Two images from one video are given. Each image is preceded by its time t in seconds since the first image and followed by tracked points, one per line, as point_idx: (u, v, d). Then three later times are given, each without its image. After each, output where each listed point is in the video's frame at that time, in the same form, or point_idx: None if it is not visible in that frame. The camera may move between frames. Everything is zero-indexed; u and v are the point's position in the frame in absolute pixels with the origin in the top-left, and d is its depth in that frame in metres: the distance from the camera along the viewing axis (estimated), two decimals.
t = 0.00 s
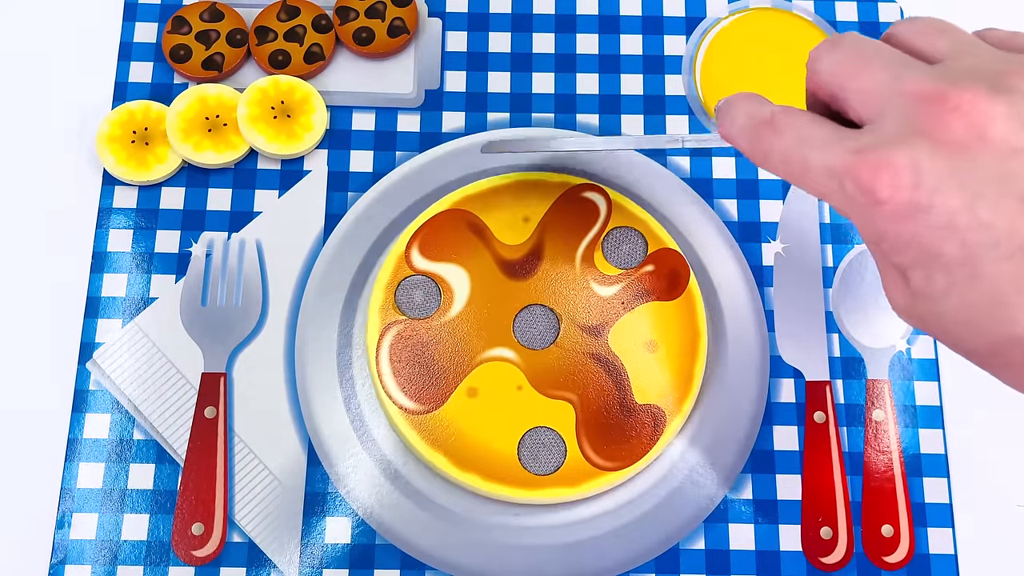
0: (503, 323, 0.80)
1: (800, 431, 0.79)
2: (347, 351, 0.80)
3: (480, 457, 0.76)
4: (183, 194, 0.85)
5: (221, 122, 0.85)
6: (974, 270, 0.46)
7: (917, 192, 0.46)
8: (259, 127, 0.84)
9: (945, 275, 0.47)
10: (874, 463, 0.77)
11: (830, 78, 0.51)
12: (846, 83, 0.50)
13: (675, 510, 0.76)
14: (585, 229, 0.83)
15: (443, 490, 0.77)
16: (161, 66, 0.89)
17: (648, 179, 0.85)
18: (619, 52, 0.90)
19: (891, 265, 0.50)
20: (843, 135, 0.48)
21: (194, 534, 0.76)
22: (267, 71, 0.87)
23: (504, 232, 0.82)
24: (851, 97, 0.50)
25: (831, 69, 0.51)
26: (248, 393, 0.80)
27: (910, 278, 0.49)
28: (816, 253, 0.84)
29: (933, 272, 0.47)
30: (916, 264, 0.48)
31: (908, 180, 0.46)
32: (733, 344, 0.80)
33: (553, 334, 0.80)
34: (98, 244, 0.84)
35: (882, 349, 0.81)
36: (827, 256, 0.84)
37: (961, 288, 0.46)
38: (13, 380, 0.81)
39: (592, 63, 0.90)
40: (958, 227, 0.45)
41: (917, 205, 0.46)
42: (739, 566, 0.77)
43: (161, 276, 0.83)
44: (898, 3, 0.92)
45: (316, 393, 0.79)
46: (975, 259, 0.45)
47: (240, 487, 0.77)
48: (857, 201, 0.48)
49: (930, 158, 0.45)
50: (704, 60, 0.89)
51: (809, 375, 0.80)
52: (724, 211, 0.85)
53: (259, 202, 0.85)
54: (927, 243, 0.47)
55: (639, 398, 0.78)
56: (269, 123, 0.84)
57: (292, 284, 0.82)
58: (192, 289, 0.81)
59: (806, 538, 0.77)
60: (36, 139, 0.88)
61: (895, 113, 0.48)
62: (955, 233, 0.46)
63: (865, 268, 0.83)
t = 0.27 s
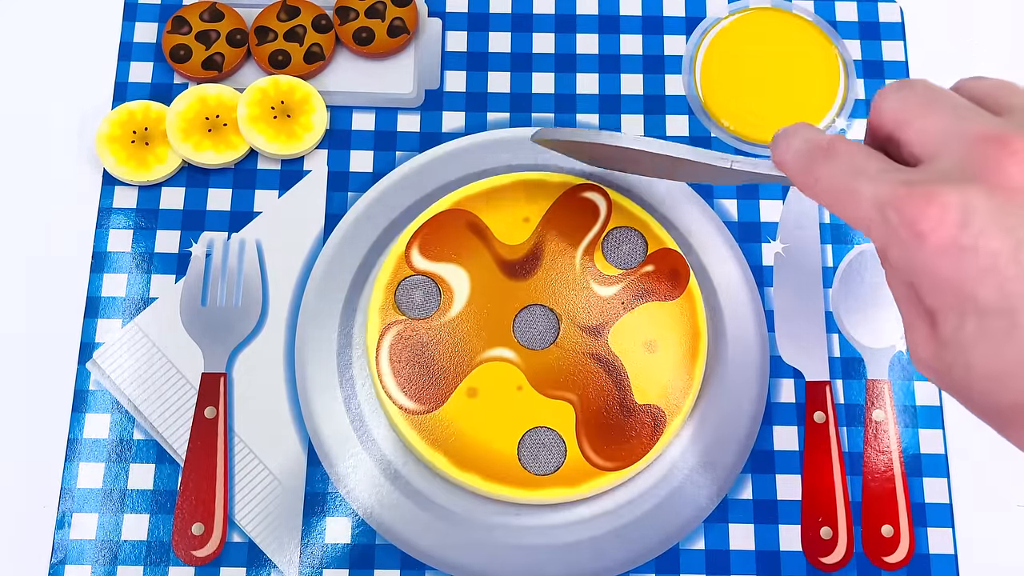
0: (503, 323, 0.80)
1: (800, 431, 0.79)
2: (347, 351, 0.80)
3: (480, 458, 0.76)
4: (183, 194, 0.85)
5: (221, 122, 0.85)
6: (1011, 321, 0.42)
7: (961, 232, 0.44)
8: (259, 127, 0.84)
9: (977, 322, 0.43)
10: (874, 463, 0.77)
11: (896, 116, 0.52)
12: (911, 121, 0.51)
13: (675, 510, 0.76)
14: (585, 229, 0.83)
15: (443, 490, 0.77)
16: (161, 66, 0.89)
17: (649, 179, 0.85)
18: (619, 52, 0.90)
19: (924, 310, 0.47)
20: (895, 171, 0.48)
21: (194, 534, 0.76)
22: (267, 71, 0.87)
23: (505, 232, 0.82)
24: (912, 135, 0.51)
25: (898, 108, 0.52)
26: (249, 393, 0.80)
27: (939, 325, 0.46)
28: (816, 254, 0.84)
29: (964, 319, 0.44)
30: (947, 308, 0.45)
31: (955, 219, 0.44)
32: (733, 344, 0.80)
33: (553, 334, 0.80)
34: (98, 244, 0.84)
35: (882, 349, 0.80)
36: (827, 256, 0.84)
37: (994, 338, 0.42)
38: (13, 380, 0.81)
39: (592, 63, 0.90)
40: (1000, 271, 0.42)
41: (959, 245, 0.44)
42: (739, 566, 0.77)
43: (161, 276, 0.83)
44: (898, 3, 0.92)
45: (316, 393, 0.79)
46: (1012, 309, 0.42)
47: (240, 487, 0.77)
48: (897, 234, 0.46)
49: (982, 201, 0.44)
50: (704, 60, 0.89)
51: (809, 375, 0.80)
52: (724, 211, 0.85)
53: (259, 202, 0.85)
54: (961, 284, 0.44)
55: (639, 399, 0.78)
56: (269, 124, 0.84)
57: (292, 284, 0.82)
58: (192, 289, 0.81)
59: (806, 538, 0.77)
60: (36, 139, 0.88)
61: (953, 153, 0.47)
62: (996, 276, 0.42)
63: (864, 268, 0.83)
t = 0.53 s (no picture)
0: (502, 329, 0.80)
1: (800, 431, 0.79)
2: (347, 351, 0.80)
3: (478, 464, 0.76)
4: (183, 194, 0.85)
5: (221, 122, 0.85)
6: (1011, 356, 0.43)
7: (964, 267, 0.44)
8: (259, 127, 0.84)
9: (977, 356, 0.44)
10: (874, 463, 0.78)
11: (896, 149, 0.51)
12: (912, 155, 0.50)
13: (675, 511, 0.76)
14: (584, 235, 0.83)
15: (442, 491, 0.77)
16: (161, 66, 0.89)
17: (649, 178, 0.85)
18: (619, 52, 0.90)
19: (923, 341, 0.48)
20: (897, 202, 0.48)
21: (194, 534, 0.76)
22: (267, 71, 0.87)
23: (504, 238, 0.82)
24: (913, 168, 0.50)
25: (899, 141, 0.51)
26: (249, 393, 0.80)
27: (938, 358, 0.46)
28: (816, 253, 0.83)
29: (964, 351, 0.45)
30: (947, 340, 0.46)
31: (958, 252, 0.44)
32: (733, 344, 0.80)
33: (552, 339, 0.80)
34: (98, 244, 0.84)
35: (882, 349, 0.81)
36: (827, 256, 0.84)
37: (993, 373, 0.43)
38: (13, 379, 0.81)
39: (592, 63, 0.90)
40: (1002, 306, 0.43)
41: (961, 279, 0.45)
42: (739, 566, 0.77)
43: (161, 276, 0.83)
44: (898, 3, 0.92)
45: (316, 393, 0.79)
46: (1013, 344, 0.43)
47: (240, 487, 0.77)
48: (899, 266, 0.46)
49: (985, 236, 0.44)
50: (704, 60, 0.89)
51: (809, 375, 0.80)
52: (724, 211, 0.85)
53: (259, 202, 0.85)
54: (962, 318, 0.45)
55: (636, 407, 0.78)
56: (269, 124, 0.84)
57: (292, 284, 0.82)
58: (192, 289, 0.81)
59: (806, 538, 0.77)
60: (36, 139, 0.88)
61: (958, 186, 0.47)
62: (997, 310, 0.43)
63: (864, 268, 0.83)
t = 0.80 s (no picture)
0: (502, 330, 0.80)
1: (800, 431, 0.79)
2: (348, 352, 0.80)
3: (478, 464, 0.76)
4: (183, 194, 0.85)
5: (222, 122, 0.85)
6: None
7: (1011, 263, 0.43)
8: (259, 126, 0.84)
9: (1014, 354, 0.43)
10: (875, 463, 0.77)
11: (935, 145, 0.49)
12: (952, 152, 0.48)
13: (675, 510, 0.76)
14: (584, 235, 0.83)
15: (442, 491, 0.77)
16: (161, 66, 0.89)
17: (649, 178, 0.85)
18: (619, 52, 0.90)
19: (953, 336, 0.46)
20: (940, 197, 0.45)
21: (194, 534, 0.76)
22: (267, 71, 0.87)
23: (504, 238, 0.82)
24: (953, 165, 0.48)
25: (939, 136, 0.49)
26: (248, 393, 0.80)
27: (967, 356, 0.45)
28: (817, 253, 0.83)
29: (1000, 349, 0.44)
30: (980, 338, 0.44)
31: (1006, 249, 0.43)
32: (733, 345, 0.80)
33: (552, 339, 0.80)
34: (98, 244, 0.84)
35: (882, 349, 0.81)
36: (827, 256, 0.84)
37: None
38: (13, 379, 0.81)
39: (592, 63, 0.90)
40: None
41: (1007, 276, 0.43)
42: (739, 566, 0.77)
43: (161, 276, 0.83)
44: (898, 3, 0.92)
45: (316, 393, 0.79)
46: None
47: (240, 487, 0.77)
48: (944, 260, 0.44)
49: None
50: (704, 59, 0.89)
51: (809, 375, 0.80)
52: (724, 211, 0.85)
53: (259, 202, 0.85)
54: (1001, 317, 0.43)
55: (637, 407, 0.78)
56: (269, 123, 0.84)
57: (292, 284, 0.82)
58: (192, 289, 0.81)
59: (806, 538, 0.77)
60: (36, 139, 0.88)
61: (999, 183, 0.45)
62: None
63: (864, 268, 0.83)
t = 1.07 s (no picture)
0: (502, 330, 0.80)
1: (800, 431, 0.79)
2: (348, 352, 0.80)
3: (478, 465, 0.76)
4: (183, 194, 0.85)
5: (221, 122, 0.85)
6: None
7: None
8: (259, 127, 0.84)
9: None
10: (874, 463, 0.78)
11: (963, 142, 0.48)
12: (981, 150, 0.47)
13: (675, 510, 0.76)
14: (584, 235, 0.83)
15: (442, 491, 0.77)
16: (161, 66, 0.89)
17: (649, 178, 0.85)
18: (619, 52, 0.90)
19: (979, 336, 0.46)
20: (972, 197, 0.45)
21: (194, 534, 0.76)
22: (267, 71, 0.87)
23: (504, 238, 0.82)
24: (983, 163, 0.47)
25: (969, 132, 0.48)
26: (248, 393, 0.79)
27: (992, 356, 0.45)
28: (817, 253, 0.83)
29: None
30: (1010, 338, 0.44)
31: None
32: (733, 345, 0.80)
33: (552, 339, 0.80)
34: (98, 243, 0.84)
35: (882, 349, 0.81)
36: (827, 256, 0.84)
37: None
38: (13, 379, 0.81)
39: (592, 63, 0.89)
40: None
41: None
42: (739, 566, 0.77)
43: (161, 276, 0.83)
44: (898, 3, 0.92)
45: (316, 393, 0.79)
46: None
47: (240, 487, 0.77)
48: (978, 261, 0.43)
49: None
50: (704, 59, 0.89)
51: (809, 375, 0.80)
52: (724, 211, 0.85)
53: (259, 202, 0.85)
54: None
55: (637, 407, 0.78)
56: (269, 123, 0.84)
57: (292, 284, 0.82)
58: (192, 289, 0.81)
59: (806, 538, 0.77)
60: (36, 138, 0.88)
61: None
62: None
63: (864, 268, 0.83)
